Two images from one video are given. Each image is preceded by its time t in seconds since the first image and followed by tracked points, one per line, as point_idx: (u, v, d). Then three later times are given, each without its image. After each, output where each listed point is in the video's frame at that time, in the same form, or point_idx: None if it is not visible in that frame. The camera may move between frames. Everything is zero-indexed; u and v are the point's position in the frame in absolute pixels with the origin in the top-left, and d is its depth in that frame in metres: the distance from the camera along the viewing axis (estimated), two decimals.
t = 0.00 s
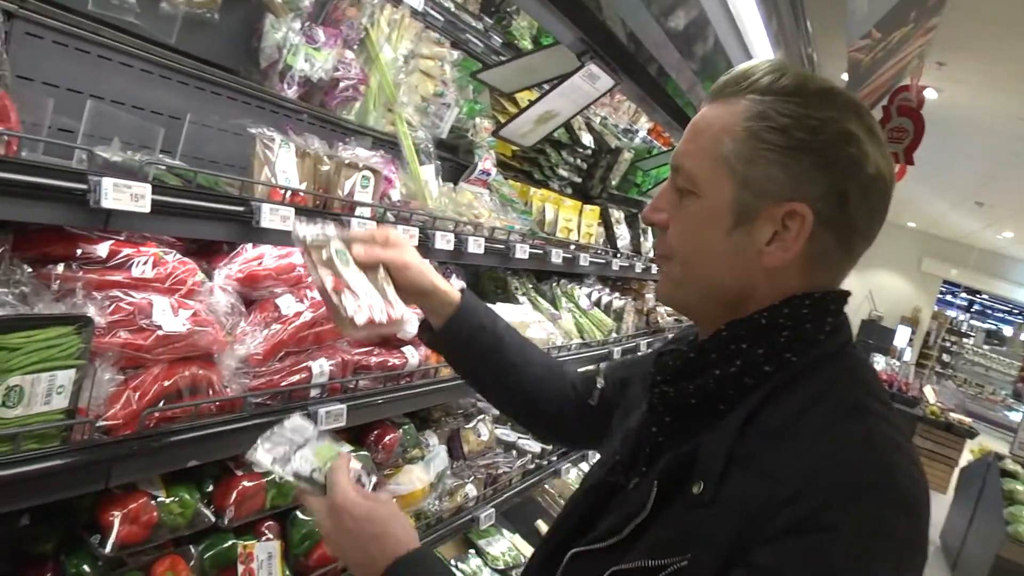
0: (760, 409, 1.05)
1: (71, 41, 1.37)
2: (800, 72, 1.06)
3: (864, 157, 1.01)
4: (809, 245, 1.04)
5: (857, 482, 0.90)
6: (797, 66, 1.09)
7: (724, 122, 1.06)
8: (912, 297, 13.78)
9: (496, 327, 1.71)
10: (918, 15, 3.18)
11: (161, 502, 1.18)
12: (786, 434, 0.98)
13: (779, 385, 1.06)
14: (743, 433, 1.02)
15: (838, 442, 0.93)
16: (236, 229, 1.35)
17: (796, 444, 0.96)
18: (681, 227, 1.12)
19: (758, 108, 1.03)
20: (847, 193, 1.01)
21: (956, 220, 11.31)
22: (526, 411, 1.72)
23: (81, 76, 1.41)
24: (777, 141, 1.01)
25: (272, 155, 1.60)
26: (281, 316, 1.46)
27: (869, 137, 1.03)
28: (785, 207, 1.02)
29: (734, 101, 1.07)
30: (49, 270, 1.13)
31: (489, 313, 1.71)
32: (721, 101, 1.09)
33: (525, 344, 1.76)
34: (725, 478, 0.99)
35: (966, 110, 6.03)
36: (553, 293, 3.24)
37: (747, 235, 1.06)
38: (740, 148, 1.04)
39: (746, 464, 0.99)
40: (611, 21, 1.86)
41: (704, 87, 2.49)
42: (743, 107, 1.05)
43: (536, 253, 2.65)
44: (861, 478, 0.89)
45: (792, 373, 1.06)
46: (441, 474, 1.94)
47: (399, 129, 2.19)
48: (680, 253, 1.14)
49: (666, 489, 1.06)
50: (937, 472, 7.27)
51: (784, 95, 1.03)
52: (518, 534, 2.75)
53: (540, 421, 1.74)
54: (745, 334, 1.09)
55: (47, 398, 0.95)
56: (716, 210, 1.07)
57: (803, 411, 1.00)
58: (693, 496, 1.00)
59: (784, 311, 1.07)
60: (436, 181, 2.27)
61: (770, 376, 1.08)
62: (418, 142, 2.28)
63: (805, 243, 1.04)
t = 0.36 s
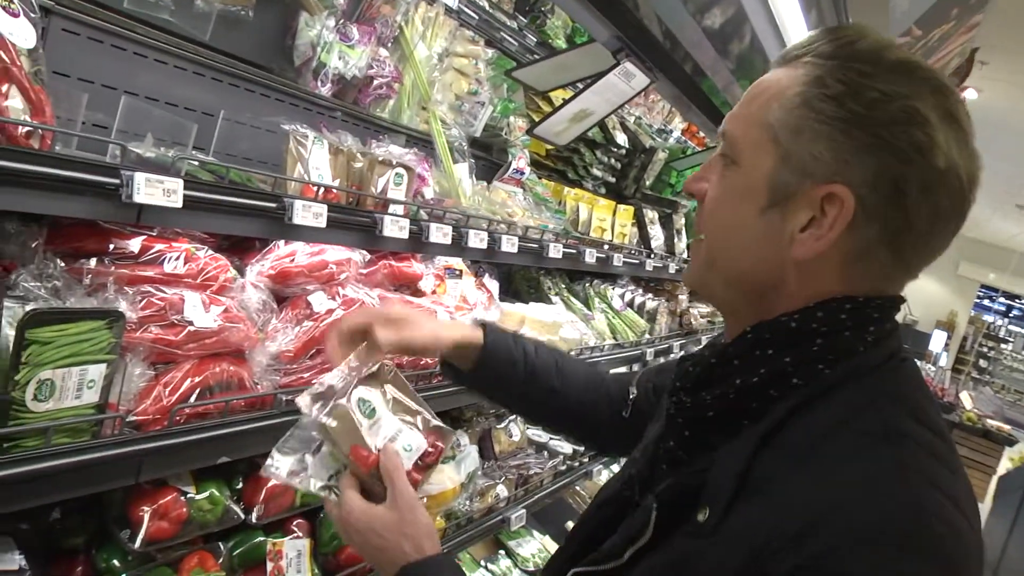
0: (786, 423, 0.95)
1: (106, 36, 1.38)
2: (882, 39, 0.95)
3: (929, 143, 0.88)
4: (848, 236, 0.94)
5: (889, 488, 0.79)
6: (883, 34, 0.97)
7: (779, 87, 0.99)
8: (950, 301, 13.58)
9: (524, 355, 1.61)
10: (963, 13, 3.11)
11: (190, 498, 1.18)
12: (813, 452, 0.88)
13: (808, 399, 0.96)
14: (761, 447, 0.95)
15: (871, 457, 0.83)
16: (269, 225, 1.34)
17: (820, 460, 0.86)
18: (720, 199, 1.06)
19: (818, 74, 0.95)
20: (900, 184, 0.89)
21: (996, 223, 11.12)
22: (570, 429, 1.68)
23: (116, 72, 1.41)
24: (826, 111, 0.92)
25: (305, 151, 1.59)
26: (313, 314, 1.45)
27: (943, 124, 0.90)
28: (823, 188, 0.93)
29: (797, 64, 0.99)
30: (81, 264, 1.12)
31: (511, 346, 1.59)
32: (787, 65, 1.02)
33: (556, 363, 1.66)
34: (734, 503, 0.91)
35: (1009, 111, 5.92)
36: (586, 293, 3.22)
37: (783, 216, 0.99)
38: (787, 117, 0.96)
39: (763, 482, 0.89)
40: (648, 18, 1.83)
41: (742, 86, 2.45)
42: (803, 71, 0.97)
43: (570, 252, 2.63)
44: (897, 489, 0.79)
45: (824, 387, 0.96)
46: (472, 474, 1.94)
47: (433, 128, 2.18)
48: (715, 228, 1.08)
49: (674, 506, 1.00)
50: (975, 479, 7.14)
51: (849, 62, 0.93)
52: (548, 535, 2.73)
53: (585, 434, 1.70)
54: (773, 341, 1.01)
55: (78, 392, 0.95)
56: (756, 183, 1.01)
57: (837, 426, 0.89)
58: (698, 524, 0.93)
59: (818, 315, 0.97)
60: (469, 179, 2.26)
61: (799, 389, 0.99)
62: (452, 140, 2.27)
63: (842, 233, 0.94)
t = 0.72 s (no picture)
0: (770, 440, 0.85)
1: (96, 35, 1.36)
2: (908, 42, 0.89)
3: (934, 151, 0.83)
4: (833, 236, 0.89)
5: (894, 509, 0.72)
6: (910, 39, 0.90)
7: (794, 70, 0.94)
8: (940, 306, 13.62)
9: (424, 202, 1.37)
10: (956, 20, 3.11)
11: (177, 505, 1.16)
12: (803, 474, 0.79)
13: (792, 413, 0.86)
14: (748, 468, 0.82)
15: (873, 481, 0.75)
16: (258, 228, 1.33)
17: (814, 481, 0.77)
18: (712, 179, 1.01)
19: (835, 61, 0.90)
20: (896, 192, 0.84)
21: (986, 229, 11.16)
22: (465, 306, 1.45)
23: (106, 71, 1.39)
24: (834, 99, 0.87)
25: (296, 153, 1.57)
26: (303, 317, 1.42)
27: (952, 140, 0.85)
28: (818, 176, 0.88)
29: (815, 51, 0.94)
30: (67, 267, 1.11)
31: (416, 183, 1.38)
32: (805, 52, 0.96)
33: (467, 232, 1.42)
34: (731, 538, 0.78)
35: (1000, 118, 5.94)
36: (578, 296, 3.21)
37: (772, 203, 0.94)
38: (795, 102, 0.91)
39: (754, 508, 0.79)
40: (642, 21, 1.82)
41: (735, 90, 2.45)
42: (820, 57, 0.92)
43: (562, 255, 2.61)
44: (898, 504, 0.73)
45: (809, 398, 0.87)
46: (461, 479, 1.94)
47: (426, 129, 2.18)
48: (702, 208, 1.02)
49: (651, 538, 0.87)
50: (964, 484, 7.15)
51: (870, 53, 0.87)
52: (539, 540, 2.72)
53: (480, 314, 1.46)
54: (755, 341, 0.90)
55: (63, 398, 0.94)
56: (751, 164, 0.95)
57: (826, 444, 0.81)
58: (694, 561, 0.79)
59: (804, 319, 0.88)
60: (462, 181, 2.25)
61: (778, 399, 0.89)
62: (445, 142, 2.26)
63: (827, 231, 0.88)
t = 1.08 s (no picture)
0: (764, 448, 0.85)
1: (88, 36, 1.36)
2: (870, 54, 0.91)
3: (900, 156, 0.85)
4: (804, 239, 0.89)
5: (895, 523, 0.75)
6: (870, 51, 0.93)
7: (758, 78, 0.94)
8: (923, 317, 13.72)
9: (339, 189, 1.37)
10: (941, 34, 3.15)
11: (164, 508, 1.16)
12: (802, 483, 0.80)
13: (782, 419, 0.88)
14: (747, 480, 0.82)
15: (869, 492, 0.77)
16: (249, 231, 1.33)
17: (816, 493, 0.78)
18: (674, 184, 1.00)
19: (800, 69, 0.91)
20: (865, 195, 0.86)
21: (968, 242, 11.25)
22: (388, 301, 1.44)
23: (97, 72, 1.39)
24: (805, 105, 0.88)
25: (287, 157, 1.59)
26: (291, 322, 1.43)
27: (915, 147, 0.87)
28: (789, 181, 0.88)
29: (778, 60, 0.95)
30: (57, 269, 1.11)
31: (329, 168, 1.37)
32: (766, 61, 0.98)
33: (382, 220, 1.42)
34: (739, 550, 0.77)
35: (982, 131, 6.00)
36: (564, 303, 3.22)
37: (740, 207, 0.93)
38: (764, 107, 0.92)
39: (759, 527, 0.78)
40: (633, 32, 1.84)
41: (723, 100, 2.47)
42: (785, 65, 0.93)
43: (550, 262, 2.62)
44: (895, 516, 0.75)
45: (795, 405, 0.89)
46: (447, 484, 1.94)
47: (415, 135, 2.19)
48: (663, 214, 1.01)
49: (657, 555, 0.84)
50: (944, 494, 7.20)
51: (835, 61, 0.89)
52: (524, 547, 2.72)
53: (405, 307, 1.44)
54: (740, 353, 0.90)
55: (52, 400, 0.94)
56: (718, 168, 0.95)
57: (818, 451, 0.82)
58: None
59: (791, 326, 0.89)
60: (450, 188, 2.26)
61: (764, 405, 0.90)
62: (434, 148, 2.27)
63: (798, 235, 0.89)
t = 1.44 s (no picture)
0: (785, 454, 0.84)
1: (96, 39, 1.36)
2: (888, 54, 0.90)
3: (932, 168, 0.85)
4: (840, 254, 0.89)
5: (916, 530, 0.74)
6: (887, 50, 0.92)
7: (784, 82, 0.92)
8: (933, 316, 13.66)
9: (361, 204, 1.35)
10: (950, 33, 3.14)
11: (175, 510, 1.16)
12: (826, 488, 0.79)
13: (803, 425, 0.87)
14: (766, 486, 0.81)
15: (890, 500, 0.77)
16: (259, 234, 1.33)
17: (840, 498, 0.78)
18: (699, 192, 0.97)
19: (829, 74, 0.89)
20: (901, 208, 0.86)
21: (979, 241, 11.20)
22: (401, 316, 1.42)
23: (106, 75, 1.40)
24: (840, 117, 0.86)
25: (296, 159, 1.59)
26: (302, 324, 1.43)
27: (943, 154, 0.88)
28: (828, 197, 0.87)
29: (800, 61, 0.93)
30: (67, 272, 1.11)
31: (353, 186, 1.34)
32: (786, 61, 0.95)
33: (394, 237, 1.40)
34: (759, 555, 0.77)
35: (992, 130, 5.97)
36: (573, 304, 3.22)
37: (774, 220, 0.91)
38: (796, 116, 0.89)
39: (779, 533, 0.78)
40: (642, 34, 1.84)
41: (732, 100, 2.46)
42: (811, 70, 0.91)
43: (559, 263, 2.62)
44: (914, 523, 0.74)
45: (816, 411, 0.88)
46: (457, 486, 1.94)
47: (424, 136, 2.18)
48: (688, 224, 0.98)
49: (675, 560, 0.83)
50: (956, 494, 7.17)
51: (865, 68, 0.88)
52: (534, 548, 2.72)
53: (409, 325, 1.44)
54: (765, 358, 0.89)
55: (63, 404, 0.93)
56: (749, 179, 0.92)
57: (841, 456, 0.81)
58: None
59: (815, 331, 0.89)
60: (459, 189, 2.26)
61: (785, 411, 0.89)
62: (443, 149, 2.27)
63: (837, 251, 0.88)
